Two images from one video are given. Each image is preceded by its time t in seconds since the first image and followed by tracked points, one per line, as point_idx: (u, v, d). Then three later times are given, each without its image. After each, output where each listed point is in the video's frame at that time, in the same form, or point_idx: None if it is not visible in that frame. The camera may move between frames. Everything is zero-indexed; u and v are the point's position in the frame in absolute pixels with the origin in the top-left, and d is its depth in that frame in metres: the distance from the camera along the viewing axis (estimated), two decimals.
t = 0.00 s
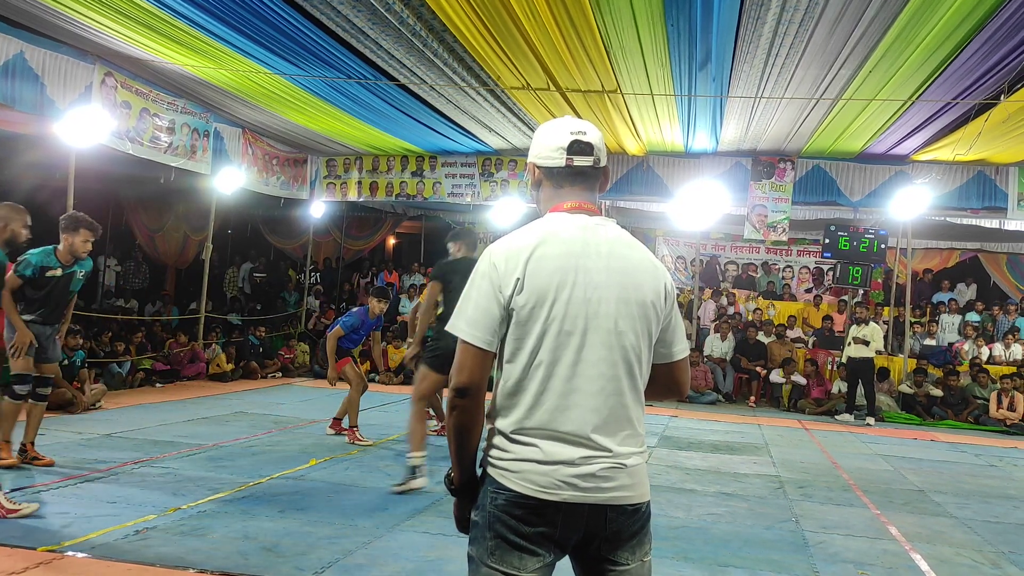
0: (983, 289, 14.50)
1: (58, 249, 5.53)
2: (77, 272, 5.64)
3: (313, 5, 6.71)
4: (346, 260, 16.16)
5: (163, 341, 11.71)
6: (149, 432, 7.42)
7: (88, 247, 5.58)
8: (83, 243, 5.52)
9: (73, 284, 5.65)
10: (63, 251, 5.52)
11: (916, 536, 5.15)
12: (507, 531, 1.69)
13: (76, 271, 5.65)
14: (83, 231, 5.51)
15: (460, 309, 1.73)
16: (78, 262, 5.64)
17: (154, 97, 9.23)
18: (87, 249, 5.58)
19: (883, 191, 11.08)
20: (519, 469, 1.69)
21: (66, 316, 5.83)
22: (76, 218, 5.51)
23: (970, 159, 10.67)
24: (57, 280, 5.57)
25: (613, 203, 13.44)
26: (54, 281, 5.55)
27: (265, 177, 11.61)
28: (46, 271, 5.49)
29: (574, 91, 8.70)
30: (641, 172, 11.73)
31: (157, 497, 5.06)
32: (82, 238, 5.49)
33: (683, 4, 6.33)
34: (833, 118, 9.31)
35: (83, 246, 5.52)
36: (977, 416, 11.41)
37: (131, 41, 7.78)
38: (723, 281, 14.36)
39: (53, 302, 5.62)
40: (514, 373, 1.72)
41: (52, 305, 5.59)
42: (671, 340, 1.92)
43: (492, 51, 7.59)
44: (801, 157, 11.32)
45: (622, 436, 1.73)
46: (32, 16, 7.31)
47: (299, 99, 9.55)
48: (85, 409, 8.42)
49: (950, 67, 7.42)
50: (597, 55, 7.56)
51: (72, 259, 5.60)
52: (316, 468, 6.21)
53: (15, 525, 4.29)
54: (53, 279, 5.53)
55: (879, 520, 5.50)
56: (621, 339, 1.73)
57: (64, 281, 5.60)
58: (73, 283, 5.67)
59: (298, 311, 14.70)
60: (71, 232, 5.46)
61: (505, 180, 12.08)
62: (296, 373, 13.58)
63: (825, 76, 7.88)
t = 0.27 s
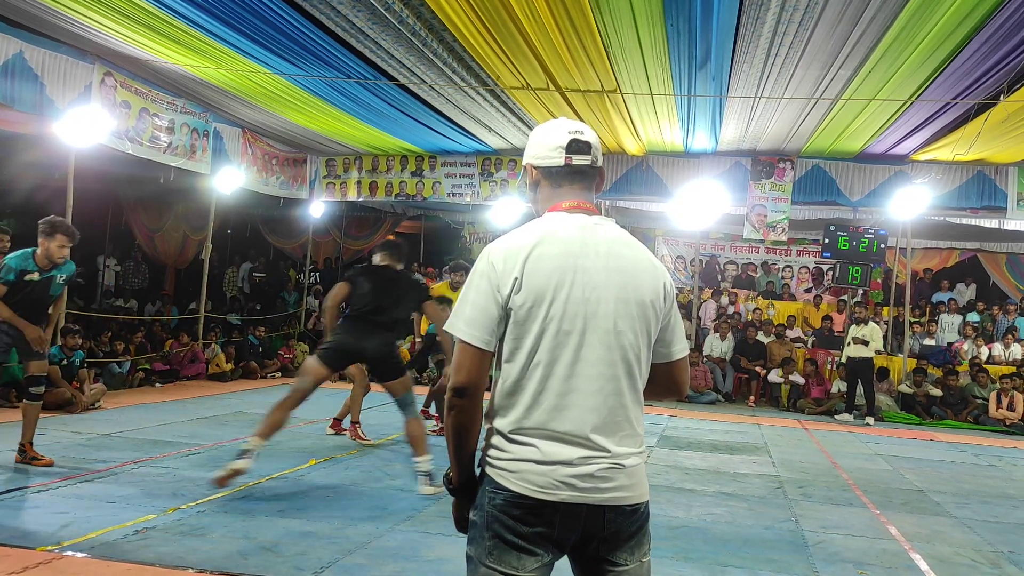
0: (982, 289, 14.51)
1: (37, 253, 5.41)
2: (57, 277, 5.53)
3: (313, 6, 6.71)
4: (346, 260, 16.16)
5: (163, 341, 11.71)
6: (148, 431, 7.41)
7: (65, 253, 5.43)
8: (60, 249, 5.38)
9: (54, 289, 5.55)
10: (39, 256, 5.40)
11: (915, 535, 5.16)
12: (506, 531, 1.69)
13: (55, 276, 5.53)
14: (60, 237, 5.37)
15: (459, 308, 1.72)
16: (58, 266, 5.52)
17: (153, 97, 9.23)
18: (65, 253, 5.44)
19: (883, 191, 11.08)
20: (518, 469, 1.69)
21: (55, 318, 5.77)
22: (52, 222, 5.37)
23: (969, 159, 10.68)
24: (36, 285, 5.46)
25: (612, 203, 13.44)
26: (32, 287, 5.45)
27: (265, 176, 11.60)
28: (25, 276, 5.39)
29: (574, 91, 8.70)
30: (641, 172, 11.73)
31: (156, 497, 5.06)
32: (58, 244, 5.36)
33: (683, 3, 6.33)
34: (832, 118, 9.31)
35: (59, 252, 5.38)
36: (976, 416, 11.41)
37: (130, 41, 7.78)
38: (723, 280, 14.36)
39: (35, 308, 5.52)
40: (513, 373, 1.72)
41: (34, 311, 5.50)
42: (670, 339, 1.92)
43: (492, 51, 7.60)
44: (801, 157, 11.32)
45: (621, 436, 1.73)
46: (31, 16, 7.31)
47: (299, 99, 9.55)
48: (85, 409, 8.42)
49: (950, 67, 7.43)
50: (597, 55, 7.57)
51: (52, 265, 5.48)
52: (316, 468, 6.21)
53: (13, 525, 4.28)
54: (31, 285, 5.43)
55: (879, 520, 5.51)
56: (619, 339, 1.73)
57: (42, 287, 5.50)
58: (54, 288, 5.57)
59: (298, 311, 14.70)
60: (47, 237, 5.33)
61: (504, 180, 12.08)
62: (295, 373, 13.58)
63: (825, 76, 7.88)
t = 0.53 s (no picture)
0: (982, 289, 14.51)
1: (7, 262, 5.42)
2: (27, 285, 5.55)
3: (313, 5, 6.71)
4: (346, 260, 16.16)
5: (163, 341, 11.71)
6: (148, 431, 7.41)
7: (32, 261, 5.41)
8: (29, 257, 5.38)
9: (26, 296, 5.55)
10: (9, 265, 5.42)
11: (915, 535, 5.15)
12: (506, 531, 1.69)
13: (27, 283, 5.55)
14: (26, 245, 5.36)
15: (458, 308, 1.72)
16: (27, 274, 5.53)
17: (153, 97, 9.23)
18: (35, 261, 5.44)
19: (882, 191, 11.08)
20: (518, 469, 1.69)
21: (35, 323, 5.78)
22: (20, 230, 5.38)
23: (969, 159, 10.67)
24: (8, 294, 5.47)
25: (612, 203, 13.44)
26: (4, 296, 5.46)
27: (264, 176, 11.60)
28: None
29: (574, 91, 8.70)
30: (641, 172, 11.73)
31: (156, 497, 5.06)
32: (24, 252, 5.35)
33: (683, 3, 6.33)
34: (832, 119, 9.32)
35: (28, 259, 5.37)
36: (977, 416, 11.41)
37: (130, 41, 7.77)
38: (723, 280, 14.37)
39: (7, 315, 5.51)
40: (513, 373, 1.72)
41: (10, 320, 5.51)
42: (670, 339, 1.92)
43: (492, 51, 7.60)
44: (801, 157, 11.31)
45: (621, 436, 1.73)
46: (31, 15, 7.30)
47: (299, 99, 9.55)
48: (85, 409, 8.42)
49: (950, 67, 7.43)
50: (597, 55, 7.57)
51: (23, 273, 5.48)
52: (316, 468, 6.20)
53: (13, 525, 4.28)
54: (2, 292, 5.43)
55: (879, 520, 5.51)
56: (620, 338, 1.73)
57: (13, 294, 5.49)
58: (27, 295, 5.58)
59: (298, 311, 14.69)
60: (13, 246, 5.34)
61: (504, 180, 12.08)
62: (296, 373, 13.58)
63: (825, 76, 7.89)
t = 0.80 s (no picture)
0: (983, 288, 14.52)
1: None
2: (16, 289, 5.52)
3: (313, 5, 6.71)
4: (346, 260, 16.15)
5: (163, 340, 11.72)
6: (149, 431, 7.41)
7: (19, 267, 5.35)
8: (14, 263, 5.32)
9: (15, 300, 5.52)
10: None
11: (916, 535, 5.16)
12: (507, 531, 1.69)
13: (15, 288, 5.52)
14: (13, 251, 5.28)
15: (459, 308, 1.72)
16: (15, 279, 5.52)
17: (154, 97, 9.23)
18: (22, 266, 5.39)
19: (883, 191, 11.08)
20: (519, 469, 1.69)
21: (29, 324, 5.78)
22: (5, 236, 5.27)
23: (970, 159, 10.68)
24: None
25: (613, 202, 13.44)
26: None
27: (264, 176, 11.59)
28: None
29: (574, 90, 8.70)
30: (641, 171, 11.73)
31: (157, 497, 5.06)
32: (11, 258, 5.28)
33: (683, 3, 6.33)
34: (832, 119, 9.32)
35: (14, 266, 5.32)
36: (977, 416, 11.42)
37: (130, 40, 7.77)
38: (723, 280, 14.37)
39: None
40: (513, 373, 1.72)
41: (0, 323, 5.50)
42: (670, 339, 1.92)
43: (492, 51, 7.61)
44: (801, 157, 11.31)
45: (622, 436, 1.73)
46: (31, 15, 7.30)
47: (300, 99, 9.55)
48: (85, 408, 8.43)
49: (950, 68, 7.43)
50: (597, 56, 7.57)
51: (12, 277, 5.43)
52: (316, 468, 6.21)
53: (14, 525, 4.28)
54: None
55: (880, 520, 5.51)
56: (620, 338, 1.73)
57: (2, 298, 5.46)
58: (16, 300, 5.55)
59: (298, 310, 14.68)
60: None
61: (505, 179, 12.07)
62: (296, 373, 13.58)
63: (826, 77, 7.89)
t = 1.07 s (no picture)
0: (982, 288, 14.52)
1: None
2: (17, 292, 5.50)
3: (313, 5, 6.71)
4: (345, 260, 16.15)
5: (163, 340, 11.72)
6: (148, 431, 7.41)
7: (20, 270, 5.37)
8: (15, 267, 5.32)
9: (15, 304, 5.50)
10: None
11: (915, 535, 5.16)
12: (507, 531, 1.69)
13: (16, 291, 5.50)
14: (14, 255, 5.31)
15: (458, 308, 1.72)
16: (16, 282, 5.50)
17: (153, 96, 9.23)
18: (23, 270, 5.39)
19: (882, 191, 11.08)
20: (518, 469, 1.69)
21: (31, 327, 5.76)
22: (4, 239, 5.29)
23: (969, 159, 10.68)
24: None
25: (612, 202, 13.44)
26: None
27: (264, 176, 11.58)
28: None
29: (574, 90, 8.69)
30: (640, 171, 11.73)
31: (156, 497, 5.06)
32: (11, 262, 5.29)
33: (683, 3, 6.33)
34: (832, 119, 9.33)
35: (14, 269, 5.32)
36: (976, 416, 11.43)
37: (130, 40, 7.77)
38: (723, 280, 14.37)
39: None
40: (513, 372, 1.72)
41: None
42: (670, 338, 1.92)
43: (492, 51, 7.61)
44: (801, 157, 11.31)
45: (621, 436, 1.73)
46: (30, 15, 7.30)
47: (299, 99, 9.55)
48: (84, 408, 8.42)
49: (950, 68, 7.43)
50: (597, 55, 7.57)
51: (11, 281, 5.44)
52: (316, 468, 6.21)
53: (13, 525, 4.28)
54: None
55: (879, 519, 5.52)
56: (621, 338, 1.73)
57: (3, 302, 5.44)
58: (16, 303, 5.53)
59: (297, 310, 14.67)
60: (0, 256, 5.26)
61: (504, 179, 12.06)
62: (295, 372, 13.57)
63: (825, 77, 7.90)
